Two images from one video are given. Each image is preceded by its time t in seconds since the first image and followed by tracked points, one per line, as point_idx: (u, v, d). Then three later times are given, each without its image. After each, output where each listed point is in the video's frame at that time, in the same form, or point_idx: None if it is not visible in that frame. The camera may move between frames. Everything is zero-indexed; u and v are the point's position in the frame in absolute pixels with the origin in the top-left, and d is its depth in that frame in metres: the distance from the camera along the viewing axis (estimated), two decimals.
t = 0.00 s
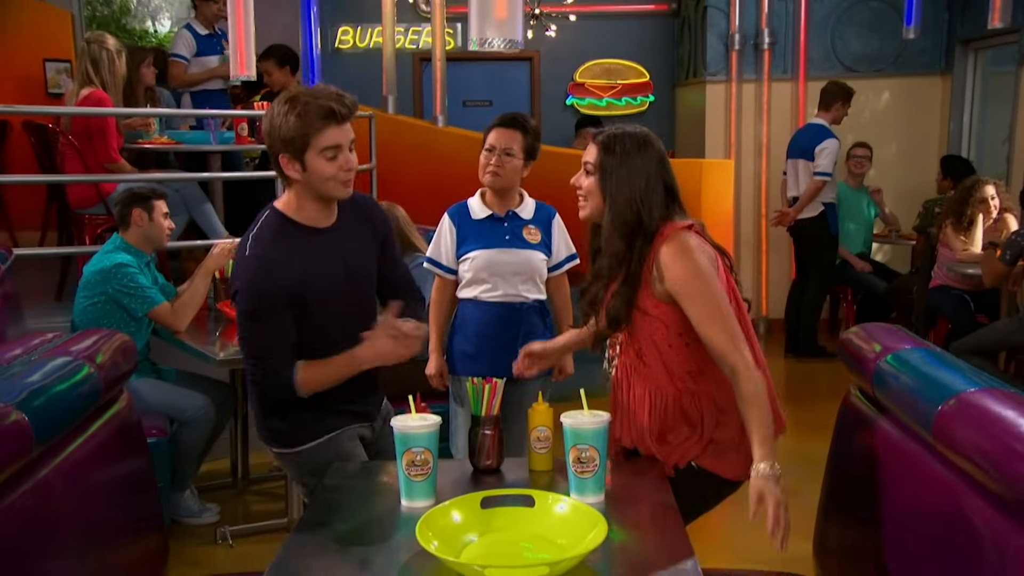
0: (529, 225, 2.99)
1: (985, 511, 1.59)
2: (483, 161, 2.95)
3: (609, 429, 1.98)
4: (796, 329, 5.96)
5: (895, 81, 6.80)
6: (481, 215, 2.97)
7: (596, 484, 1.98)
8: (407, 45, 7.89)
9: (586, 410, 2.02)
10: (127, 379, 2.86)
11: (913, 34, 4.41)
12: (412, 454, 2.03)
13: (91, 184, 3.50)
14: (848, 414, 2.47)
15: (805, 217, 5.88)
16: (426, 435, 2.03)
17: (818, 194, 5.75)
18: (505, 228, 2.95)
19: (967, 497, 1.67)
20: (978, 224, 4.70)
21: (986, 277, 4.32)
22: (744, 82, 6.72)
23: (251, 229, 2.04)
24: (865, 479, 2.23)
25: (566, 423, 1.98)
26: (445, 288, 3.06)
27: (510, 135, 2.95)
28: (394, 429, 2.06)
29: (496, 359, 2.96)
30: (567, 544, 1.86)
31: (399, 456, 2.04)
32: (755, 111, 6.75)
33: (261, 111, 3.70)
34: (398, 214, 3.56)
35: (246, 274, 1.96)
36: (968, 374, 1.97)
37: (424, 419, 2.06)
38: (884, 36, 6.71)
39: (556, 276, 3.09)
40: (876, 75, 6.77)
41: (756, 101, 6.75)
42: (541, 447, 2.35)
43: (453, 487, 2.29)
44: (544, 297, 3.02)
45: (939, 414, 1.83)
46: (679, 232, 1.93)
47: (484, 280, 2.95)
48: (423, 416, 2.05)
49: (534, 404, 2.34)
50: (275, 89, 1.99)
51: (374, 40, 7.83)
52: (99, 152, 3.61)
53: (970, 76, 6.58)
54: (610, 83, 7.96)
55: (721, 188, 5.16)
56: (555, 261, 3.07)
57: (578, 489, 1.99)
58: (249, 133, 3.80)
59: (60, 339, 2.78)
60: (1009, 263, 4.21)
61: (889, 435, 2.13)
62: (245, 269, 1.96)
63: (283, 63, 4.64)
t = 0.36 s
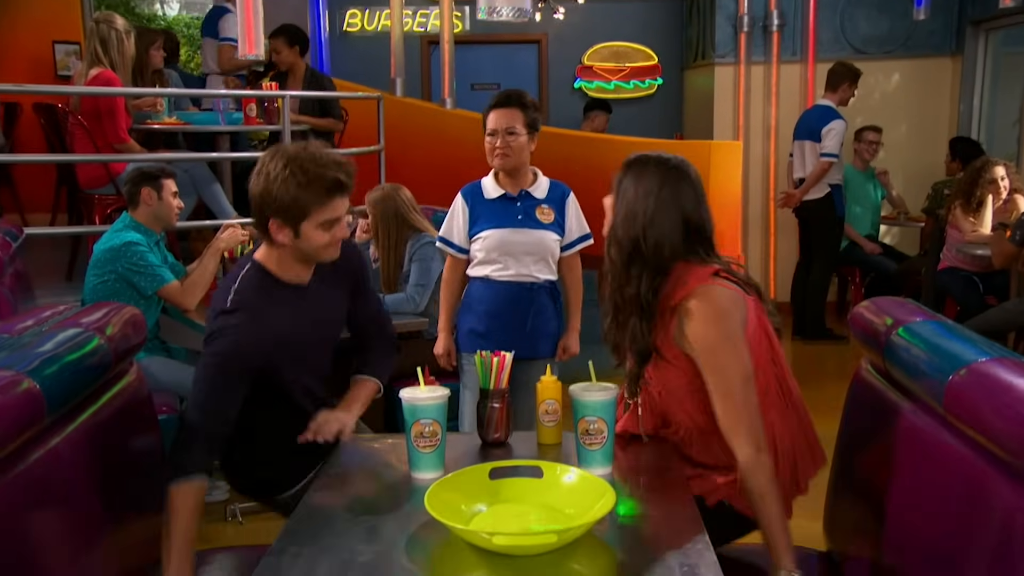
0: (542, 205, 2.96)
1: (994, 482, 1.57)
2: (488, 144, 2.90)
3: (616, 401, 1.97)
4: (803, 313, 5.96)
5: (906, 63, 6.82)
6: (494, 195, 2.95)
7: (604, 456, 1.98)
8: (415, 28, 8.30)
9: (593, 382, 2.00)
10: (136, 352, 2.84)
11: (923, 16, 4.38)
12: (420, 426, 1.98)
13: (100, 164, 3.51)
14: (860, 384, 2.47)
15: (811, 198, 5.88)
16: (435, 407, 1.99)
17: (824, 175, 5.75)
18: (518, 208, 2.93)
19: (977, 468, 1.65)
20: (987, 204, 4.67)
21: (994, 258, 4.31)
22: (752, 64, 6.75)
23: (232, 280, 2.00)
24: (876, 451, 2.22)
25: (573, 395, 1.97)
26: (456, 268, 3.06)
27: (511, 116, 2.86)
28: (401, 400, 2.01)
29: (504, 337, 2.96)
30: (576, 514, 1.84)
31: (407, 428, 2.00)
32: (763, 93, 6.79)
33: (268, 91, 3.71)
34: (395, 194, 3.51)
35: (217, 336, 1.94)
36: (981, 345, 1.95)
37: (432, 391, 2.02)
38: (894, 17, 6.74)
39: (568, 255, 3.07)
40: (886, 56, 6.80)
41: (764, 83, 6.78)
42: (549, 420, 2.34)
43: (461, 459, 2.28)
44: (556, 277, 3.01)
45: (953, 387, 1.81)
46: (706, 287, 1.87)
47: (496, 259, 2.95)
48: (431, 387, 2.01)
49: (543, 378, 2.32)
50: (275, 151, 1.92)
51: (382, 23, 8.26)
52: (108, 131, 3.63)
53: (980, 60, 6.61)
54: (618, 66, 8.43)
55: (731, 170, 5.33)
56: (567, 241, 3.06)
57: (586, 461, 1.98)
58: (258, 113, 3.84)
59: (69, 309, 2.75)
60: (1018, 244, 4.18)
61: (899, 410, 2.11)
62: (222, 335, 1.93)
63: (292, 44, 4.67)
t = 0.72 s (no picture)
0: (548, 179, 2.82)
1: (994, 438, 1.53)
2: (504, 114, 2.74)
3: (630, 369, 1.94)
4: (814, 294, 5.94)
5: (919, 39, 7.44)
6: (499, 169, 2.78)
7: (616, 423, 1.96)
8: (426, 5, 8.74)
9: (606, 349, 1.96)
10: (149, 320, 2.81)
11: None
12: (432, 393, 1.95)
13: (113, 137, 3.53)
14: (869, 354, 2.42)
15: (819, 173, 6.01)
16: (447, 373, 1.96)
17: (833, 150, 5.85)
18: (524, 182, 2.78)
19: (978, 424, 1.61)
20: (1003, 179, 4.60)
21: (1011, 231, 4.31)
22: (766, 40, 7.43)
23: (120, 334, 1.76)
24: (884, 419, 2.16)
25: (585, 362, 1.93)
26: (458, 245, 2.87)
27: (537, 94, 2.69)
28: (413, 366, 1.99)
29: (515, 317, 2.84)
30: (587, 479, 1.77)
31: (418, 395, 1.96)
32: (777, 70, 7.46)
33: (280, 66, 3.75)
34: (410, 163, 3.55)
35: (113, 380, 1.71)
36: (996, 312, 1.87)
37: (444, 358, 1.99)
38: None
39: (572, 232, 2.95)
40: (901, 32, 7.43)
41: (777, 59, 7.45)
42: (561, 389, 2.23)
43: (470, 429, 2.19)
44: (562, 254, 2.89)
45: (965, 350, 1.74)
46: (820, 303, 1.69)
47: (503, 236, 2.79)
48: (446, 355, 1.97)
49: (555, 347, 2.19)
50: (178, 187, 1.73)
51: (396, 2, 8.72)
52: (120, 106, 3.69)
53: (996, 32, 7.15)
54: (630, 42, 9.05)
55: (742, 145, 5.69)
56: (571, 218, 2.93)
57: (598, 428, 1.96)
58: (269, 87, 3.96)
59: (80, 285, 2.55)
60: None
61: (904, 374, 2.07)
62: (119, 382, 1.71)
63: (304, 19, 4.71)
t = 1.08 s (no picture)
0: (529, 173, 2.59)
1: (985, 418, 1.49)
2: (488, 100, 2.50)
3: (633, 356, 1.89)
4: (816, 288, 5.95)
5: (922, 32, 7.46)
6: (481, 156, 2.53)
7: (619, 411, 1.90)
8: None
9: (608, 335, 1.91)
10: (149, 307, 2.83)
11: None
12: (434, 381, 1.86)
13: (116, 129, 3.55)
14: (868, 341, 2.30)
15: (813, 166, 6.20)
16: (450, 360, 1.87)
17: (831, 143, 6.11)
18: (506, 171, 2.54)
19: (967, 402, 1.57)
20: (1004, 172, 4.69)
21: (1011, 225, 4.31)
22: (767, 33, 7.51)
23: (115, 327, 1.73)
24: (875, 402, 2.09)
25: (587, 349, 1.88)
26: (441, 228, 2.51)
27: (524, 82, 2.45)
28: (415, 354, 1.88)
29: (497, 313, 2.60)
30: (587, 466, 1.68)
31: (421, 383, 1.87)
32: (778, 63, 7.54)
33: (283, 58, 3.77)
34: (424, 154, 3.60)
35: (113, 374, 1.69)
36: (990, 290, 1.79)
37: (447, 346, 1.89)
38: None
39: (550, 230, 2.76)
40: (903, 25, 7.44)
41: (779, 52, 7.54)
42: (563, 378, 2.07)
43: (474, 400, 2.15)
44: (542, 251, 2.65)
45: (955, 328, 1.65)
46: (876, 291, 1.74)
47: (485, 226, 2.54)
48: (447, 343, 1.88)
49: (557, 334, 2.05)
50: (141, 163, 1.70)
51: None
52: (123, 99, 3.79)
53: (1000, 26, 7.13)
54: (633, 37, 9.16)
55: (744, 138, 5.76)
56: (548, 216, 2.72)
57: (600, 417, 1.90)
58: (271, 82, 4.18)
59: (83, 269, 2.36)
60: None
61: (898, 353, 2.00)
62: (119, 376, 1.68)
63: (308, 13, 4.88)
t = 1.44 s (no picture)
0: (523, 171, 2.52)
1: (994, 415, 1.48)
2: (468, 107, 2.43)
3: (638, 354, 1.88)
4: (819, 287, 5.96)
5: (927, 31, 7.46)
6: (468, 164, 2.50)
7: (624, 408, 1.89)
8: None
9: (613, 333, 1.90)
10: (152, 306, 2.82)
11: None
12: (439, 377, 1.85)
13: (121, 129, 3.56)
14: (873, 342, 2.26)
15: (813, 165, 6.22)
16: (455, 357, 1.85)
17: (831, 142, 6.11)
18: (496, 176, 2.49)
19: (974, 399, 1.56)
20: (1010, 170, 4.70)
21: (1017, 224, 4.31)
22: (772, 32, 7.54)
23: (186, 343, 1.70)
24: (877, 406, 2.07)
25: (591, 346, 1.87)
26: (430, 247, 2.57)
27: (499, 81, 2.37)
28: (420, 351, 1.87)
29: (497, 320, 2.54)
30: (595, 462, 1.68)
31: (426, 379, 1.87)
32: (783, 62, 7.55)
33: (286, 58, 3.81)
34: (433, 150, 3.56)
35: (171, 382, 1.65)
36: (996, 287, 1.78)
37: (452, 343, 1.87)
38: None
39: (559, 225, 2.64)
40: (907, 25, 7.45)
41: (784, 51, 7.55)
42: (568, 375, 2.06)
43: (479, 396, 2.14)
44: (545, 251, 2.58)
45: (962, 326, 1.64)
46: (872, 290, 1.72)
47: (478, 234, 2.50)
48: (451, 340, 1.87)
49: (562, 331, 2.04)
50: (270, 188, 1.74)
51: None
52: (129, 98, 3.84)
53: (1005, 25, 7.14)
54: (637, 36, 9.17)
55: (746, 138, 5.74)
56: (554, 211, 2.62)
57: (605, 414, 1.89)
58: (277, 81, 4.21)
59: (86, 268, 2.33)
60: None
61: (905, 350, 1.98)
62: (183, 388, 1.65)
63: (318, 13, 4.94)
